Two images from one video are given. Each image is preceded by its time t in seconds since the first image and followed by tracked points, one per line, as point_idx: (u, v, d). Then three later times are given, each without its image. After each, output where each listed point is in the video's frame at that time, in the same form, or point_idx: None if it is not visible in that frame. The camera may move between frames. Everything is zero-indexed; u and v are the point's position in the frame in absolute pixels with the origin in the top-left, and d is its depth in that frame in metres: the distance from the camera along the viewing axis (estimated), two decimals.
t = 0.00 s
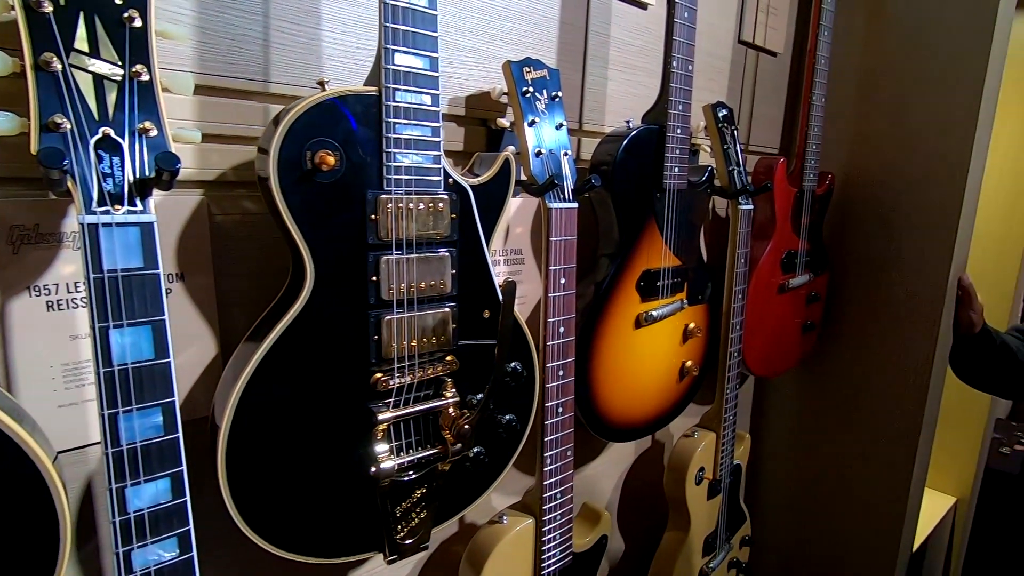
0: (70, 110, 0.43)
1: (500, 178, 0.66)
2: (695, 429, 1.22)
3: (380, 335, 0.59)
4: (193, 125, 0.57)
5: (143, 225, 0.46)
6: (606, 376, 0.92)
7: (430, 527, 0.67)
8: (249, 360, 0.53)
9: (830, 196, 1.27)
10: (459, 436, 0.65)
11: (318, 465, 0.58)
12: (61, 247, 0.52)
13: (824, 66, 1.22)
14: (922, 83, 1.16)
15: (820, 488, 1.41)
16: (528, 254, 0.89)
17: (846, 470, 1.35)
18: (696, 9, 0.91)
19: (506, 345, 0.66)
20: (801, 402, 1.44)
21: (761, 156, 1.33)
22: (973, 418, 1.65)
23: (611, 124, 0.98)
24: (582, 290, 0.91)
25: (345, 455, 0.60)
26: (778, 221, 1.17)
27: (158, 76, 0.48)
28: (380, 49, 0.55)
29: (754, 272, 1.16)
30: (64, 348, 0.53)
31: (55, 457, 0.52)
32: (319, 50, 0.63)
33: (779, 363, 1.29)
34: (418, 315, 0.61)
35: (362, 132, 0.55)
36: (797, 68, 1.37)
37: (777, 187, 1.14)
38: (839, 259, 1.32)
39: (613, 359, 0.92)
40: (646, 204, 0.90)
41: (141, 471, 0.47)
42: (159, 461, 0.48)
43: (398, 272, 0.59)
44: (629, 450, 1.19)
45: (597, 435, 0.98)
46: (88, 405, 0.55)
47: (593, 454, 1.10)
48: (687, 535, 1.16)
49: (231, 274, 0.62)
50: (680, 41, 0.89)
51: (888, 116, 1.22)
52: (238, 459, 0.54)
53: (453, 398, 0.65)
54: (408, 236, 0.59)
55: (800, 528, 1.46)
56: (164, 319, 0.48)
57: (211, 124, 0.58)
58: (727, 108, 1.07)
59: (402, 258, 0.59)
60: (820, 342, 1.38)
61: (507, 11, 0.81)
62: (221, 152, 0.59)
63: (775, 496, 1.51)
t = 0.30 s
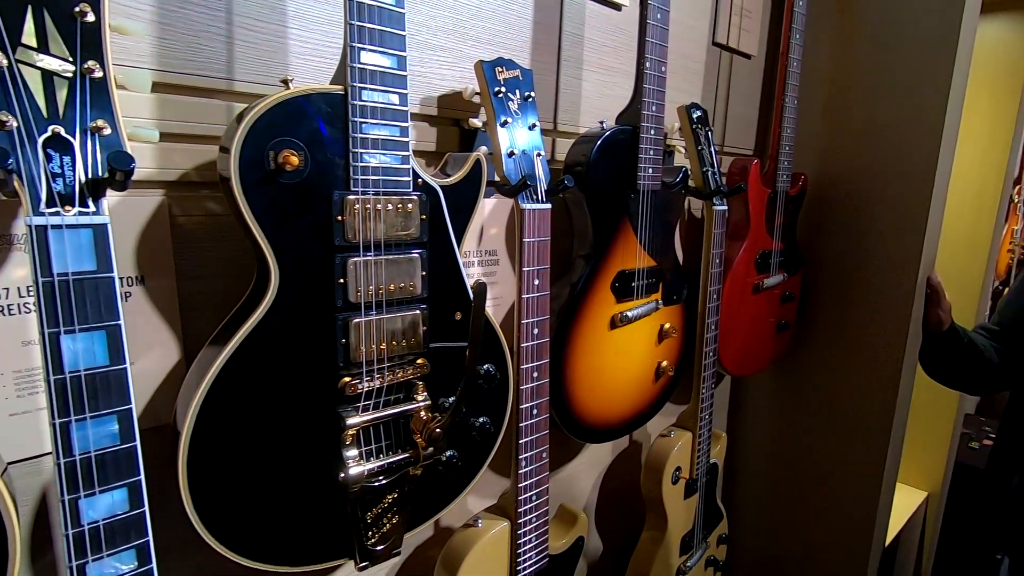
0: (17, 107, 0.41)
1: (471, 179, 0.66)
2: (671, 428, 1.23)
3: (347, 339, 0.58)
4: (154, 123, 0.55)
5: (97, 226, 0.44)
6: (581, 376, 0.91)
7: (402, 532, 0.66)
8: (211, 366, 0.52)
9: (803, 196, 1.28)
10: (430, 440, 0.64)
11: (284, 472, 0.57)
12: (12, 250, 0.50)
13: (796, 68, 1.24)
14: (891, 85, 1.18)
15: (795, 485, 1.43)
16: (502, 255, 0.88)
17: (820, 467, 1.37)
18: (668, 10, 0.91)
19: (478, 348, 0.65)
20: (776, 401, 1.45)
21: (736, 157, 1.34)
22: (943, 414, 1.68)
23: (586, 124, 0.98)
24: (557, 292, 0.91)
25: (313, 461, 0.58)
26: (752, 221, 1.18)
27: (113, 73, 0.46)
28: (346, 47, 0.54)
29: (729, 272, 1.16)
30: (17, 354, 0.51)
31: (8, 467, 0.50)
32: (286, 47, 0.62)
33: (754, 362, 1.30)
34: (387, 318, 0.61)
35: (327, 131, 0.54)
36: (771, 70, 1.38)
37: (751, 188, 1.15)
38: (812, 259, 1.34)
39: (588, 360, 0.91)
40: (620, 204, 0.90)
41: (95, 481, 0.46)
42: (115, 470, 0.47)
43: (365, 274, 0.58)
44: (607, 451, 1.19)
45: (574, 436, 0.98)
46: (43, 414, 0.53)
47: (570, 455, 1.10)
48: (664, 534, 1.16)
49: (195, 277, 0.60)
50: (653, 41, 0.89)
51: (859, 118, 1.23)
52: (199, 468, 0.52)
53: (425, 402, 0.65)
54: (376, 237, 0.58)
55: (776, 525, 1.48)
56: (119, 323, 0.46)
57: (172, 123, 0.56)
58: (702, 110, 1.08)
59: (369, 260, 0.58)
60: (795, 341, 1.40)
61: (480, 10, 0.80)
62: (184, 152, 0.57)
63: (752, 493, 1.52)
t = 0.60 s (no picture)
0: None
1: (443, 179, 0.65)
2: (649, 428, 1.23)
3: (316, 342, 0.57)
4: (114, 121, 0.54)
5: (50, 228, 0.43)
6: (558, 377, 0.91)
7: (375, 537, 0.65)
8: (174, 371, 0.50)
9: (778, 197, 1.30)
10: (402, 443, 0.64)
11: (252, 478, 0.56)
12: None
13: (770, 70, 1.25)
14: (863, 86, 1.19)
15: (772, 482, 1.44)
16: (478, 256, 0.87)
17: (796, 464, 1.39)
18: (643, 10, 0.92)
19: (450, 349, 0.65)
20: (753, 399, 1.47)
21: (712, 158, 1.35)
22: (916, 410, 1.71)
23: (562, 125, 0.98)
24: (533, 293, 0.90)
25: (282, 467, 0.57)
26: (728, 222, 1.19)
27: (68, 70, 0.44)
28: (312, 45, 0.53)
29: (706, 272, 1.17)
30: None
31: None
32: (253, 44, 0.61)
33: (731, 361, 1.31)
34: (358, 320, 0.60)
35: (294, 130, 0.53)
36: (746, 72, 1.40)
37: (726, 188, 1.16)
38: (787, 259, 1.36)
39: (565, 360, 0.91)
40: (596, 205, 0.90)
41: (51, 491, 0.44)
42: (72, 480, 0.45)
43: (334, 276, 0.57)
44: (586, 451, 1.19)
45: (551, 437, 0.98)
46: None
47: (548, 456, 1.09)
48: (642, 534, 1.16)
49: (160, 280, 0.58)
50: (627, 42, 0.90)
51: (831, 119, 1.25)
52: (162, 476, 0.51)
53: (397, 404, 0.64)
54: (345, 239, 0.57)
55: (754, 522, 1.49)
56: (75, 328, 0.45)
57: (133, 121, 0.54)
58: (677, 110, 1.08)
59: (338, 261, 0.57)
60: (771, 340, 1.42)
61: (454, 9, 0.79)
62: (146, 150, 0.56)
63: (730, 491, 1.54)
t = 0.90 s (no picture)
0: None
1: (417, 180, 0.64)
2: (629, 428, 1.23)
3: (286, 345, 0.56)
4: (75, 120, 0.52)
5: (4, 230, 0.42)
6: (536, 378, 0.91)
7: (350, 542, 0.64)
8: (138, 376, 0.49)
9: (755, 197, 1.31)
10: (377, 447, 0.63)
11: (222, 485, 0.55)
12: None
13: (746, 72, 1.26)
14: (837, 88, 1.21)
15: (751, 480, 1.46)
16: (455, 257, 0.87)
17: (774, 462, 1.40)
18: (619, 11, 0.92)
19: (425, 351, 0.64)
20: (732, 397, 1.48)
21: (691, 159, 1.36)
22: (890, 407, 1.74)
23: (540, 125, 0.98)
24: (511, 293, 0.90)
25: (252, 473, 0.56)
26: (706, 222, 1.20)
27: (23, 67, 0.42)
28: (280, 43, 0.52)
29: (684, 272, 1.18)
30: None
31: None
32: (221, 42, 0.60)
33: (710, 361, 1.32)
34: (330, 323, 0.59)
35: (262, 129, 0.52)
36: (724, 74, 1.41)
37: (704, 189, 1.17)
38: (765, 259, 1.37)
39: (543, 361, 0.91)
40: (573, 205, 0.90)
41: (6, 502, 0.43)
42: (30, 489, 0.44)
43: (305, 278, 0.56)
44: (566, 451, 1.19)
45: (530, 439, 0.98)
46: None
47: (528, 457, 1.09)
48: (622, 533, 1.16)
49: (124, 283, 0.57)
50: (603, 43, 0.90)
51: (806, 121, 1.27)
52: (125, 484, 0.49)
53: (371, 407, 0.63)
54: (315, 240, 0.57)
55: (733, 519, 1.51)
56: (31, 332, 0.44)
57: (96, 119, 0.53)
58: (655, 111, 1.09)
59: (308, 263, 0.56)
60: (749, 339, 1.43)
61: (430, 9, 0.79)
62: (109, 150, 0.54)
63: (710, 489, 1.55)
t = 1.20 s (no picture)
0: None
1: (394, 180, 0.64)
2: (611, 428, 1.24)
3: (259, 349, 0.55)
4: (39, 119, 0.51)
5: None
6: (516, 380, 0.91)
7: (328, 548, 0.63)
8: (104, 382, 0.48)
9: (735, 197, 1.32)
10: (354, 452, 0.62)
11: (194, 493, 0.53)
12: None
13: (725, 73, 1.27)
14: (814, 91, 1.22)
15: (732, 478, 1.47)
16: (435, 258, 0.86)
17: (755, 460, 1.42)
18: (598, 13, 0.92)
19: (402, 354, 0.63)
20: (713, 397, 1.49)
21: (671, 160, 1.37)
22: (868, 404, 1.77)
23: (520, 126, 0.97)
24: (491, 295, 0.90)
25: (226, 480, 0.55)
26: (686, 223, 1.20)
27: None
28: (251, 42, 0.51)
29: (665, 272, 1.18)
30: None
31: None
32: (192, 40, 0.58)
33: (691, 360, 1.32)
34: (305, 326, 0.58)
35: (233, 130, 0.51)
36: (704, 75, 1.42)
37: (684, 189, 1.18)
38: (744, 259, 1.38)
39: (524, 362, 0.91)
40: (553, 206, 0.90)
41: None
42: None
43: (278, 280, 0.56)
44: (548, 452, 1.19)
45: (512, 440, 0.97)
46: None
47: (509, 459, 1.09)
48: (605, 534, 1.16)
49: (93, 287, 0.56)
50: (582, 43, 0.90)
51: (784, 122, 1.28)
52: (92, 493, 0.48)
53: (348, 411, 0.62)
54: (289, 242, 0.56)
55: (715, 517, 1.52)
56: None
57: (61, 119, 0.52)
58: (635, 112, 1.09)
59: (282, 266, 0.56)
60: (730, 339, 1.44)
61: (408, 8, 0.78)
62: (75, 150, 0.53)
63: (693, 487, 1.56)
